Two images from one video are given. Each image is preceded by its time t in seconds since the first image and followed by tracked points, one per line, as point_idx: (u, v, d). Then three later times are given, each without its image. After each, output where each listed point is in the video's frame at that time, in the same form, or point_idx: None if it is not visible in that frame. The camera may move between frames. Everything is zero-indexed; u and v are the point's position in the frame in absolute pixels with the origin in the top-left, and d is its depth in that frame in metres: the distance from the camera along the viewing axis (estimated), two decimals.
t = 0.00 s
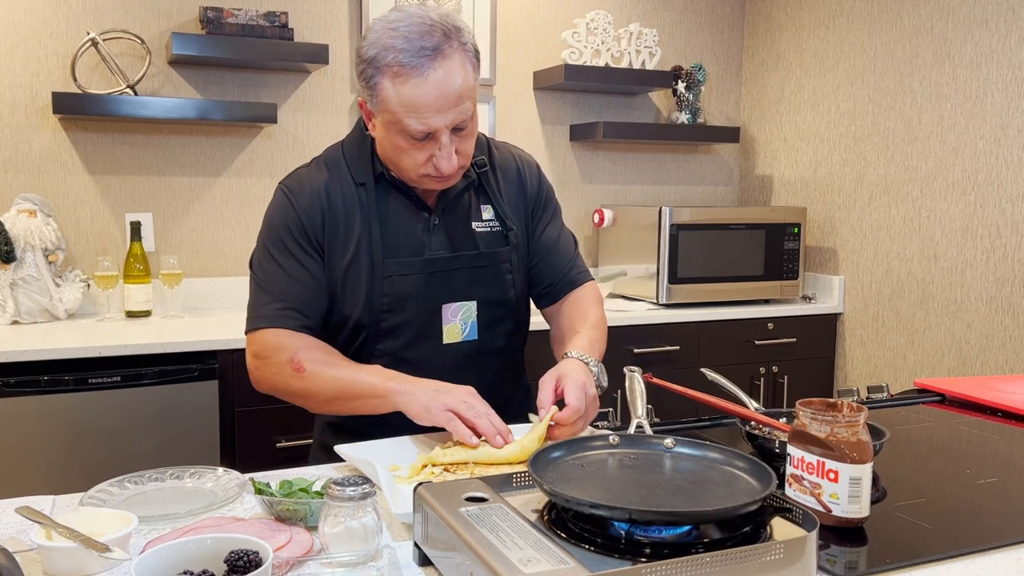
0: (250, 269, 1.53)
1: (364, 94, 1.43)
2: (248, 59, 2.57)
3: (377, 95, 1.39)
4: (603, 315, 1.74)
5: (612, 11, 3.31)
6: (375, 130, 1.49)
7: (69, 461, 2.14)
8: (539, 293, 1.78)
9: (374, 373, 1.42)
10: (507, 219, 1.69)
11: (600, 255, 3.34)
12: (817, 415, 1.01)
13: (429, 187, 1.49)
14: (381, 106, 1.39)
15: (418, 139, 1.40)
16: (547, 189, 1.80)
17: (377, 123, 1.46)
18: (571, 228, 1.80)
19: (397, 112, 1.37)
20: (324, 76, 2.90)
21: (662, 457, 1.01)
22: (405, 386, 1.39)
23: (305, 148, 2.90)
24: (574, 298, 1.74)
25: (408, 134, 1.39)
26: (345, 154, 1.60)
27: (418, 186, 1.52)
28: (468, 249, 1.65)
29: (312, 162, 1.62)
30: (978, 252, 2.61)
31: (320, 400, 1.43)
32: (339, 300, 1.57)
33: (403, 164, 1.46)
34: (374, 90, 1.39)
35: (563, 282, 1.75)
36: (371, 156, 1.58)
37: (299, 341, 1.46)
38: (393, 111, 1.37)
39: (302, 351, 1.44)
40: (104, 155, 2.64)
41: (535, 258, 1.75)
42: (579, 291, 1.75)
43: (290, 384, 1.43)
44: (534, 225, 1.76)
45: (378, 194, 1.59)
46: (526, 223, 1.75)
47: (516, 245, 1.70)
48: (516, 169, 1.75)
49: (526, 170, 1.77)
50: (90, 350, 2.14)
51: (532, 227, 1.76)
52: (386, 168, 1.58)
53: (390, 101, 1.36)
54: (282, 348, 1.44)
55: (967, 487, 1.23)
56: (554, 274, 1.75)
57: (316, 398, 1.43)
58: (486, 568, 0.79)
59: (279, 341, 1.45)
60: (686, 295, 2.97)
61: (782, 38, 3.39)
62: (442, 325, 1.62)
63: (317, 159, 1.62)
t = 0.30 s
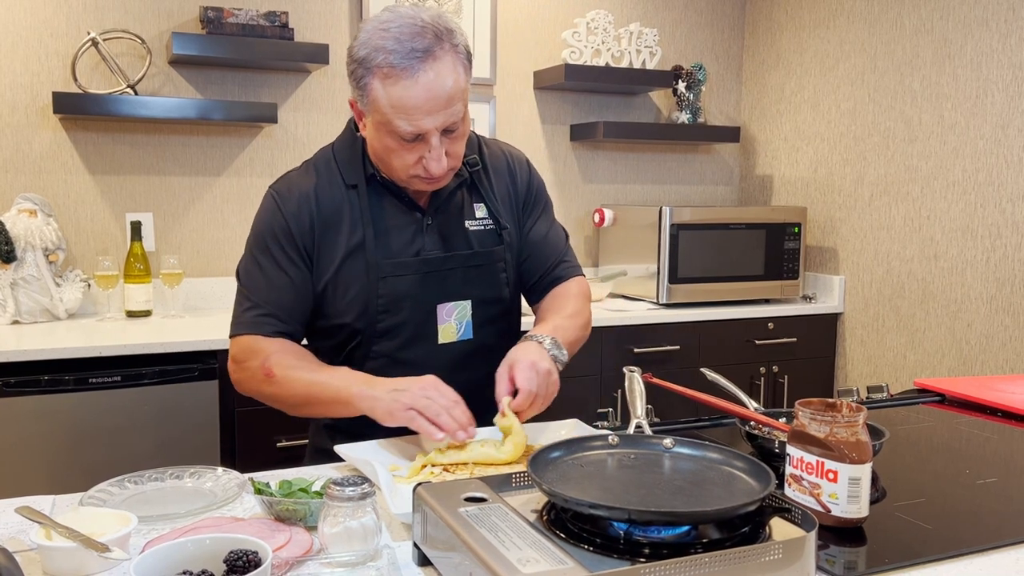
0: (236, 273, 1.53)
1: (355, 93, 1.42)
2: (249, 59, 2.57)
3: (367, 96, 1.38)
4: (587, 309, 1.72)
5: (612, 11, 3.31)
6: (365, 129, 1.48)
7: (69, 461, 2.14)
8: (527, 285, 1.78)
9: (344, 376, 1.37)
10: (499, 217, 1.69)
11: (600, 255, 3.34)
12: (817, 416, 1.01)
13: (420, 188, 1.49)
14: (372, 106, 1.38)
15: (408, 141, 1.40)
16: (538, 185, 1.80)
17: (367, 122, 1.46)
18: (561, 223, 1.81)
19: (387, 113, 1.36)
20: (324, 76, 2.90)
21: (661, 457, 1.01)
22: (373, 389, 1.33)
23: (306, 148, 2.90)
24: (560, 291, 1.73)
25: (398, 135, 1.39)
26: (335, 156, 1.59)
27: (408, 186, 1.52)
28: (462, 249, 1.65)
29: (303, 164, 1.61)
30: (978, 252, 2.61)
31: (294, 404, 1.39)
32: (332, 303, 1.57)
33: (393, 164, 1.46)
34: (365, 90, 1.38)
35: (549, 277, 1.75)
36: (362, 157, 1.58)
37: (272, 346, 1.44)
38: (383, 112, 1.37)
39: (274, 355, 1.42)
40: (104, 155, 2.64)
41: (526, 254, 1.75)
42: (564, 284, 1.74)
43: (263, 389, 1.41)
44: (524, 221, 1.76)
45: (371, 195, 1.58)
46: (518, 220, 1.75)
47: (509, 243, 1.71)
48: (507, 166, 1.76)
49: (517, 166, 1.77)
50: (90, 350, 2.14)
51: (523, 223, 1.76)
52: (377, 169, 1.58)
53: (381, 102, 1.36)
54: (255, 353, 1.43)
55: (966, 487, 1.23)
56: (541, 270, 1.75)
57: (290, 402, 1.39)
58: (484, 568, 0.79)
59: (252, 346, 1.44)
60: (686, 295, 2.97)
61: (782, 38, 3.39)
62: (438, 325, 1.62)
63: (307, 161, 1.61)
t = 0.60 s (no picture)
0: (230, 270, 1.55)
1: (348, 93, 1.42)
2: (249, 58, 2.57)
3: (359, 97, 1.38)
4: (587, 311, 1.70)
5: (613, 10, 3.31)
6: (358, 128, 1.48)
7: (70, 460, 2.14)
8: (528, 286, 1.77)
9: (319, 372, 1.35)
10: (496, 219, 1.69)
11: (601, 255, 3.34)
12: (817, 416, 1.01)
13: (410, 189, 1.50)
14: (363, 108, 1.38)
15: (398, 144, 1.40)
16: (538, 185, 1.80)
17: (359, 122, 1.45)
18: (561, 224, 1.80)
19: (377, 117, 1.36)
20: (325, 75, 2.90)
21: (661, 457, 1.01)
22: (338, 382, 1.30)
23: (306, 147, 2.90)
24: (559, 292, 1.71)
25: (388, 138, 1.39)
26: (333, 155, 1.60)
27: (398, 187, 1.52)
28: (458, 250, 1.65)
29: (301, 163, 1.62)
30: (979, 252, 2.61)
31: (272, 399, 1.39)
32: (327, 304, 1.58)
33: (383, 166, 1.47)
34: (357, 92, 1.38)
35: (550, 277, 1.73)
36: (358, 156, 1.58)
37: (253, 342, 1.45)
38: (374, 116, 1.37)
39: (254, 350, 1.43)
40: (105, 154, 2.64)
41: (524, 255, 1.75)
42: (564, 285, 1.72)
43: (246, 383, 1.42)
44: (523, 222, 1.76)
45: (367, 195, 1.59)
46: (516, 221, 1.74)
47: (507, 245, 1.70)
48: (506, 167, 1.75)
49: (516, 166, 1.77)
50: (90, 350, 2.14)
51: (521, 224, 1.76)
52: (373, 170, 1.58)
53: (372, 106, 1.36)
54: (238, 348, 1.45)
55: (967, 487, 1.23)
56: (540, 271, 1.74)
57: (266, 398, 1.39)
58: (483, 568, 0.79)
59: (235, 341, 1.46)
60: (686, 294, 2.97)
61: (783, 38, 3.39)
62: (435, 326, 1.62)
63: (306, 159, 1.62)
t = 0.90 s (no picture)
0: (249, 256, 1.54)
1: (367, 87, 1.42)
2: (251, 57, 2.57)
3: (377, 94, 1.38)
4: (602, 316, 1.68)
5: (615, 10, 3.31)
6: (374, 122, 1.49)
7: (73, 460, 2.14)
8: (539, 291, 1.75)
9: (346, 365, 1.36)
10: (507, 220, 1.68)
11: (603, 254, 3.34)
12: (821, 416, 1.01)
13: (421, 186, 1.50)
14: (380, 105, 1.38)
15: (412, 143, 1.40)
16: (551, 188, 1.79)
17: (376, 117, 1.45)
18: (574, 229, 1.78)
19: (394, 115, 1.36)
20: (327, 75, 2.90)
21: (665, 456, 1.01)
22: (370, 376, 1.30)
23: (309, 147, 2.90)
24: (572, 299, 1.68)
25: (403, 137, 1.39)
26: (349, 148, 1.60)
27: (410, 183, 1.53)
28: (465, 249, 1.65)
29: (318, 154, 1.63)
30: (982, 251, 2.60)
31: (294, 390, 1.39)
32: (339, 297, 1.57)
33: (396, 162, 1.47)
34: (376, 88, 1.38)
35: (563, 281, 1.72)
36: (373, 150, 1.59)
37: (276, 329, 1.44)
38: (390, 114, 1.37)
39: (277, 339, 1.42)
40: (107, 154, 2.64)
41: (533, 259, 1.73)
42: (579, 289, 1.70)
43: (267, 373, 1.41)
44: (535, 225, 1.75)
45: (379, 191, 1.59)
46: (527, 224, 1.73)
47: (516, 247, 1.70)
48: (520, 169, 1.74)
49: (530, 169, 1.76)
50: (93, 349, 2.14)
51: (533, 226, 1.75)
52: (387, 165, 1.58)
53: (389, 103, 1.36)
54: (261, 335, 1.43)
55: (970, 487, 1.23)
56: (555, 274, 1.72)
57: (289, 388, 1.39)
58: (488, 568, 0.79)
59: (255, 326, 1.44)
60: (689, 294, 2.96)
61: (785, 37, 3.38)
62: (441, 325, 1.62)
63: (323, 150, 1.63)
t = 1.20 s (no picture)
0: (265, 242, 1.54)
1: (402, 82, 1.41)
2: (253, 55, 2.56)
3: (412, 89, 1.37)
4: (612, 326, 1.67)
5: (618, 8, 3.31)
6: (403, 117, 1.48)
7: (75, 460, 2.14)
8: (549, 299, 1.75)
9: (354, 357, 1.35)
10: (525, 224, 1.68)
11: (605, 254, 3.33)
12: (825, 415, 1.01)
13: (443, 185, 1.50)
14: (414, 100, 1.38)
15: (441, 141, 1.40)
16: (571, 197, 1.78)
17: (407, 112, 1.45)
18: (589, 240, 1.77)
19: (427, 111, 1.36)
20: (329, 74, 2.90)
21: (669, 457, 1.00)
22: (378, 370, 1.30)
23: (311, 146, 2.89)
24: (581, 307, 1.68)
25: (434, 134, 1.39)
26: (374, 142, 1.60)
27: (432, 182, 1.52)
28: (481, 250, 1.64)
29: (344, 145, 1.63)
30: (986, 251, 2.60)
31: (301, 380, 1.39)
32: (353, 292, 1.58)
33: (421, 158, 1.46)
34: (412, 83, 1.37)
35: (574, 290, 1.70)
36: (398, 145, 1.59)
37: (284, 317, 1.43)
38: (424, 110, 1.36)
39: (285, 328, 1.41)
40: (110, 153, 2.64)
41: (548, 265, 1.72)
42: (590, 298, 1.70)
43: (274, 361, 1.41)
44: (552, 233, 1.74)
45: (401, 188, 1.59)
46: (545, 230, 1.73)
47: (533, 252, 1.69)
48: (541, 175, 1.73)
49: (552, 176, 1.75)
50: (96, 349, 2.14)
51: (550, 232, 1.74)
52: (411, 162, 1.58)
53: (423, 99, 1.36)
54: (269, 323, 1.43)
55: (974, 487, 1.23)
56: (567, 282, 1.70)
57: (297, 378, 1.39)
58: (492, 568, 0.79)
59: (265, 313, 1.44)
60: (691, 293, 2.96)
61: (787, 37, 3.38)
62: (452, 325, 1.62)
63: (349, 142, 1.63)
